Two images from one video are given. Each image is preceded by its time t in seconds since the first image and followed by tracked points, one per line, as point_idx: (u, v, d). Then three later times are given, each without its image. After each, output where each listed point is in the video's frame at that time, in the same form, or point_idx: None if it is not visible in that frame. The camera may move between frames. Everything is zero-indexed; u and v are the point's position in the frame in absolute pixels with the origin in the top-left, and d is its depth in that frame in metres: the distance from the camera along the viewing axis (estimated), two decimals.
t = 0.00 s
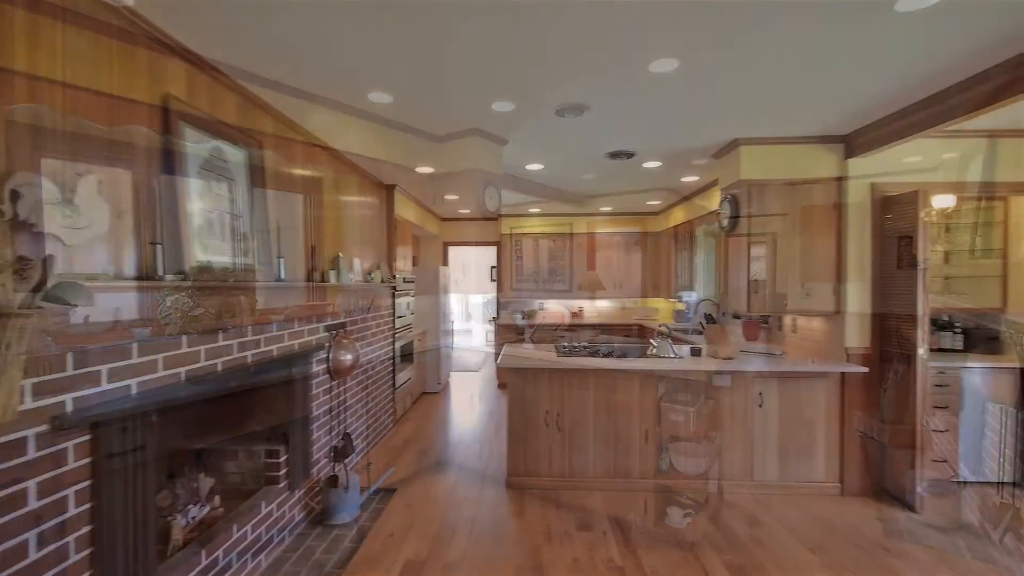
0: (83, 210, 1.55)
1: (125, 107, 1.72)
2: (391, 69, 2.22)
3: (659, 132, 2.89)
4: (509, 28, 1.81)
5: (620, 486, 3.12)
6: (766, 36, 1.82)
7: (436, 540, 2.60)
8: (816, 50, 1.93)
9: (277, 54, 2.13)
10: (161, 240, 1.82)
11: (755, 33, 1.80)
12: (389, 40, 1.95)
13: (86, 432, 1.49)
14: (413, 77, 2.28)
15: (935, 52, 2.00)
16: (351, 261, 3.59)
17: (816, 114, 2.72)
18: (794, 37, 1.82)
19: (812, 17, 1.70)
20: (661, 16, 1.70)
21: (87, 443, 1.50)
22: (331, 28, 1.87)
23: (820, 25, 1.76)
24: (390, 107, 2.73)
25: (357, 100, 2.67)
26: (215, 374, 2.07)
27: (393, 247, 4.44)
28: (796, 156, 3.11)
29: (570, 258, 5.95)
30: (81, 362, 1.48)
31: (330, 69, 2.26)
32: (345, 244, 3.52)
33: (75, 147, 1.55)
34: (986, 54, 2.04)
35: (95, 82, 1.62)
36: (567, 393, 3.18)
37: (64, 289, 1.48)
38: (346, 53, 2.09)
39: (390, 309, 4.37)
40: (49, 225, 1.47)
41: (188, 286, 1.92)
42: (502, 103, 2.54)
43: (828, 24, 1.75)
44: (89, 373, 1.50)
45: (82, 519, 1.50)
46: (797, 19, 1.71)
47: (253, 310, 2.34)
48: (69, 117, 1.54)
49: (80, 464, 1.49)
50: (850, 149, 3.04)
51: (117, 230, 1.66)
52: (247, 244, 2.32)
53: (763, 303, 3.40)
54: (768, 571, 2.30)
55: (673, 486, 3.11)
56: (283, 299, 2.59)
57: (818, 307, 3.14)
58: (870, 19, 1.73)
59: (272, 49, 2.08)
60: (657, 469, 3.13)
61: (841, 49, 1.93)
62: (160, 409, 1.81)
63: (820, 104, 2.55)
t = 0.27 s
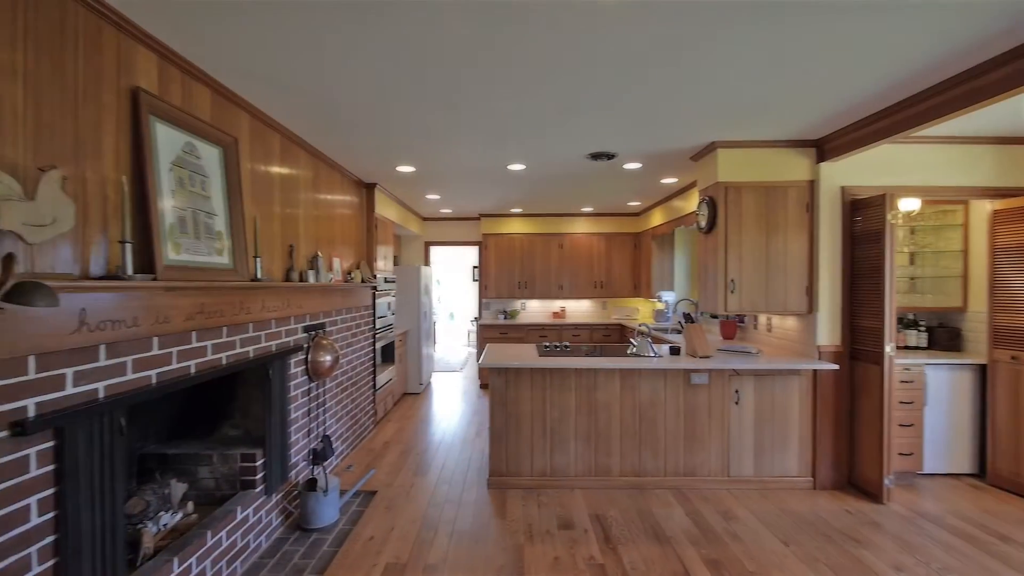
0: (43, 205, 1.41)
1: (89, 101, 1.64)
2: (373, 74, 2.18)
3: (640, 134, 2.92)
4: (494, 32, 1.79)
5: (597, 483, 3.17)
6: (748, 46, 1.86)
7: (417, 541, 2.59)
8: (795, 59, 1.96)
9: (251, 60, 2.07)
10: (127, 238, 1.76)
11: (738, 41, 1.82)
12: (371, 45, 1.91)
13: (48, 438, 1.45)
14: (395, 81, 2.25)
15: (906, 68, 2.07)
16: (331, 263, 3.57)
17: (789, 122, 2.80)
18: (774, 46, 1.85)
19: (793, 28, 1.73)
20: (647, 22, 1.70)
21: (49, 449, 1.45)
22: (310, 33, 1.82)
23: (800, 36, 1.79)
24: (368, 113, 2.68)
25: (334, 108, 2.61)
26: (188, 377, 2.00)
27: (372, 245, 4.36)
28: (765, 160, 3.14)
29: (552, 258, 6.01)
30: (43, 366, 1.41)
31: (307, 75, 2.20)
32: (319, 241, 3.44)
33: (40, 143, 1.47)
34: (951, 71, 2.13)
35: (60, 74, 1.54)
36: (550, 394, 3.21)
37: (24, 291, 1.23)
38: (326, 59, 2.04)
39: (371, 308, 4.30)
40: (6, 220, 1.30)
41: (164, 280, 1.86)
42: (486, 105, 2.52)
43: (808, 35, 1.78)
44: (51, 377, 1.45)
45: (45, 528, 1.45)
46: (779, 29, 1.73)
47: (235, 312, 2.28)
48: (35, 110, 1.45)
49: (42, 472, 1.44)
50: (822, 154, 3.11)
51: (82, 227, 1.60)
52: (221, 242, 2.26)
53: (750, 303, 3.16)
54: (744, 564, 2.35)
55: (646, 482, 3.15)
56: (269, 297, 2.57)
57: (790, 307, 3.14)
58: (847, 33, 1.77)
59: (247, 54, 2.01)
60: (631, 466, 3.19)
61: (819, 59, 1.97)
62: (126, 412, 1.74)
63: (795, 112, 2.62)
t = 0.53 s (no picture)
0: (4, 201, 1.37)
1: (57, 96, 1.59)
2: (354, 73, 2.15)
3: (623, 134, 2.95)
4: (479, 32, 1.79)
5: (580, 481, 3.20)
6: (729, 51, 1.89)
7: (398, 544, 2.57)
8: (773, 67, 2.02)
9: (228, 56, 2.01)
10: (96, 236, 1.70)
11: (719, 45, 1.85)
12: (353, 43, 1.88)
13: (11, 444, 1.40)
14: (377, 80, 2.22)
15: (878, 75, 2.13)
16: (311, 262, 3.51)
17: (766, 128, 2.86)
18: (753, 53, 1.90)
19: (772, 35, 1.77)
20: (630, 25, 1.72)
21: (13, 457, 1.40)
22: (291, 29, 1.78)
23: (779, 42, 1.83)
24: (349, 112, 2.64)
25: (314, 106, 2.56)
26: (160, 380, 1.95)
27: (354, 244, 4.31)
28: (742, 162, 3.21)
29: (535, 258, 6.03)
30: (7, 370, 1.36)
31: (287, 72, 2.15)
32: (300, 241, 3.38)
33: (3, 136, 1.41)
34: (917, 80, 2.21)
35: (26, 67, 1.48)
36: (532, 394, 3.22)
37: None
38: (306, 57, 2.00)
39: (352, 308, 4.25)
40: None
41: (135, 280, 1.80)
42: (469, 104, 2.51)
43: (786, 42, 1.82)
44: (16, 381, 1.39)
45: (8, 538, 1.40)
46: (750, 38, 1.79)
47: (210, 313, 2.23)
48: None
49: (5, 480, 1.39)
50: (796, 158, 3.20)
51: (48, 224, 1.54)
52: (196, 241, 2.20)
53: (728, 303, 3.22)
54: (723, 559, 2.40)
55: (626, 479, 3.20)
56: (247, 297, 2.52)
57: (766, 307, 3.22)
58: (819, 42, 1.82)
59: (223, 50, 1.96)
60: (612, 463, 3.23)
61: (791, 67, 2.03)
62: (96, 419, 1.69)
63: (770, 117, 2.68)
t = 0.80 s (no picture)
0: None
1: (23, 90, 1.53)
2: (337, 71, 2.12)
3: (606, 135, 2.97)
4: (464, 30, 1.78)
5: (563, 480, 3.22)
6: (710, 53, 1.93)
7: (381, 547, 2.54)
8: (752, 71, 2.06)
9: (207, 52, 1.97)
10: (65, 235, 1.65)
11: (701, 48, 1.88)
12: (337, 40, 1.85)
13: None
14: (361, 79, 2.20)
15: (852, 81, 2.20)
16: (292, 262, 3.45)
17: (745, 131, 2.92)
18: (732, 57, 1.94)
19: (753, 39, 1.80)
20: (615, 26, 1.74)
21: None
22: (273, 26, 1.75)
23: (758, 46, 1.87)
24: (332, 111, 2.61)
25: (295, 104, 2.52)
26: (134, 383, 1.89)
27: (336, 245, 4.25)
28: (722, 165, 3.27)
29: (520, 259, 6.04)
30: None
31: (268, 69, 2.12)
32: (281, 240, 3.32)
33: None
34: (888, 87, 2.29)
35: None
36: (517, 394, 3.23)
37: None
38: (288, 55, 1.97)
39: (335, 309, 4.19)
40: None
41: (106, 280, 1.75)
42: (453, 104, 2.50)
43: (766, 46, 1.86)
44: None
45: None
46: (730, 42, 1.82)
47: (186, 314, 2.17)
48: None
49: None
50: (774, 161, 3.27)
51: (13, 223, 1.49)
52: (172, 240, 2.15)
53: (708, 303, 3.28)
54: (704, 555, 2.44)
55: (610, 478, 3.23)
56: (224, 298, 2.47)
57: (746, 307, 3.29)
58: (797, 48, 1.87)
59: (201, 44, 1.91)
60: (596, 462, 3.25)
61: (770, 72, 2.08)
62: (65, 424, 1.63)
63: (749, 121, 2.74)
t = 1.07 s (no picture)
0: None
1: None
2: (321, 69, 2.09)
3: (591, 137, 2.99)
4: (450, 31, 1.78)
5: (549, 480, 3.23)
6: (693, 58, 1.95)
7: (365, 550, 2.52)
8: (733, 76, 2.10)
9: (186, 49, 1.93)
10: (35, 234, 1.59)
11: (684, 53, 1.91)
12: (320, 38, 1.83)
13: None
14: (346, 78, 2.18)
15: (828, 87, 2.26)
16: (274, 263, 3.40)
17: (726, 135, 2.98)
18: (714, 62, 1.97)
19: (734, 45, 1.84)
20: (600, 30, 1.75)
21: None
22: (255, 23, 1.72)
23: (738, 53, 1.91)
24: (315, 109, 2.57)
25: (278, 102, 2.48)
26: (109, 387, 1.84)
27: (319, 245, 4.19)
28: (705, 168, 3.32)
29: (505, 260, 6.04)
30: None
31: (250, 68, 2.08)
32: (262, 240, 3.27)
33: None
34: (864, 93, 2.36)
35: None
36: (502, 395, 3.23)
37: None
38: (269, 53, 1.94)
39: (318, 310, 4.14)
40: None
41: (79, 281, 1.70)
42: (439, 104, 2.49)
43: (747, 52, 1.90)
44: None
45: None
46: (712, 49, 1.86)
47: (163, 316, 2.12)
48: None
49: None
50: (754, 164, 3.34)
51: None
52: (148, 240, 2.09)
53: (691, 304, 3.33)
54: (687, 553, 2.47)
55: (595, 477, 3.26)
56: (203, 299, 2.41)
57: (727, 307, 3.35)
58: (776, 55, 1.92)
59: (179, 40, 1.87)
60: (581, 463, 3.27)
61: (750, 77, 2.13)
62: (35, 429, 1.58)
63: (729, 125, 2.79)
